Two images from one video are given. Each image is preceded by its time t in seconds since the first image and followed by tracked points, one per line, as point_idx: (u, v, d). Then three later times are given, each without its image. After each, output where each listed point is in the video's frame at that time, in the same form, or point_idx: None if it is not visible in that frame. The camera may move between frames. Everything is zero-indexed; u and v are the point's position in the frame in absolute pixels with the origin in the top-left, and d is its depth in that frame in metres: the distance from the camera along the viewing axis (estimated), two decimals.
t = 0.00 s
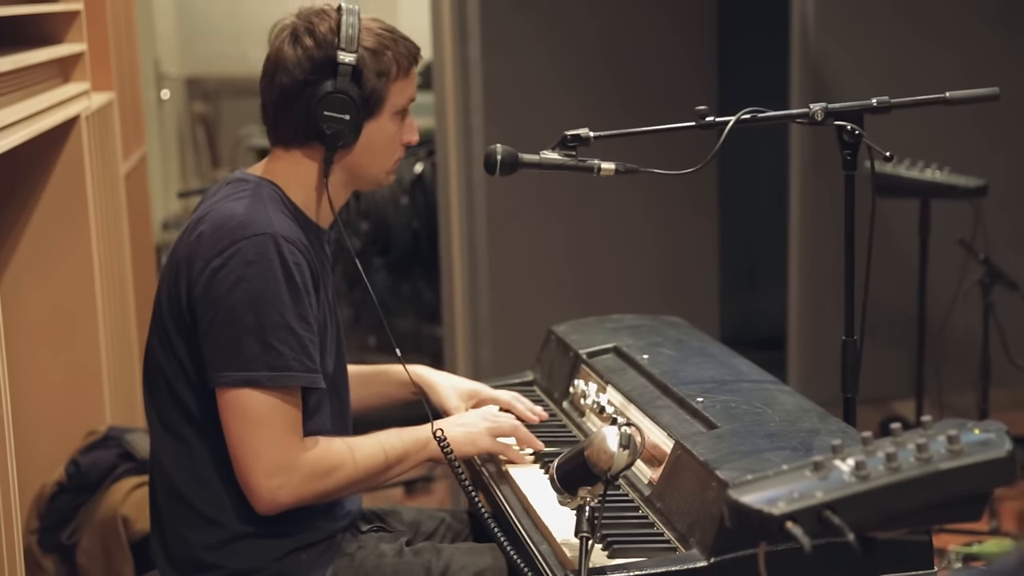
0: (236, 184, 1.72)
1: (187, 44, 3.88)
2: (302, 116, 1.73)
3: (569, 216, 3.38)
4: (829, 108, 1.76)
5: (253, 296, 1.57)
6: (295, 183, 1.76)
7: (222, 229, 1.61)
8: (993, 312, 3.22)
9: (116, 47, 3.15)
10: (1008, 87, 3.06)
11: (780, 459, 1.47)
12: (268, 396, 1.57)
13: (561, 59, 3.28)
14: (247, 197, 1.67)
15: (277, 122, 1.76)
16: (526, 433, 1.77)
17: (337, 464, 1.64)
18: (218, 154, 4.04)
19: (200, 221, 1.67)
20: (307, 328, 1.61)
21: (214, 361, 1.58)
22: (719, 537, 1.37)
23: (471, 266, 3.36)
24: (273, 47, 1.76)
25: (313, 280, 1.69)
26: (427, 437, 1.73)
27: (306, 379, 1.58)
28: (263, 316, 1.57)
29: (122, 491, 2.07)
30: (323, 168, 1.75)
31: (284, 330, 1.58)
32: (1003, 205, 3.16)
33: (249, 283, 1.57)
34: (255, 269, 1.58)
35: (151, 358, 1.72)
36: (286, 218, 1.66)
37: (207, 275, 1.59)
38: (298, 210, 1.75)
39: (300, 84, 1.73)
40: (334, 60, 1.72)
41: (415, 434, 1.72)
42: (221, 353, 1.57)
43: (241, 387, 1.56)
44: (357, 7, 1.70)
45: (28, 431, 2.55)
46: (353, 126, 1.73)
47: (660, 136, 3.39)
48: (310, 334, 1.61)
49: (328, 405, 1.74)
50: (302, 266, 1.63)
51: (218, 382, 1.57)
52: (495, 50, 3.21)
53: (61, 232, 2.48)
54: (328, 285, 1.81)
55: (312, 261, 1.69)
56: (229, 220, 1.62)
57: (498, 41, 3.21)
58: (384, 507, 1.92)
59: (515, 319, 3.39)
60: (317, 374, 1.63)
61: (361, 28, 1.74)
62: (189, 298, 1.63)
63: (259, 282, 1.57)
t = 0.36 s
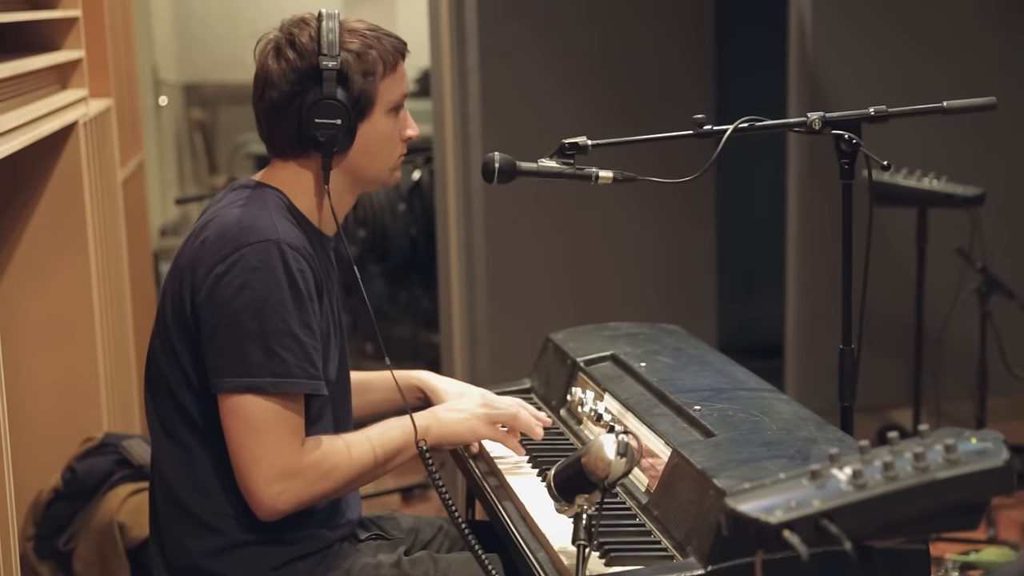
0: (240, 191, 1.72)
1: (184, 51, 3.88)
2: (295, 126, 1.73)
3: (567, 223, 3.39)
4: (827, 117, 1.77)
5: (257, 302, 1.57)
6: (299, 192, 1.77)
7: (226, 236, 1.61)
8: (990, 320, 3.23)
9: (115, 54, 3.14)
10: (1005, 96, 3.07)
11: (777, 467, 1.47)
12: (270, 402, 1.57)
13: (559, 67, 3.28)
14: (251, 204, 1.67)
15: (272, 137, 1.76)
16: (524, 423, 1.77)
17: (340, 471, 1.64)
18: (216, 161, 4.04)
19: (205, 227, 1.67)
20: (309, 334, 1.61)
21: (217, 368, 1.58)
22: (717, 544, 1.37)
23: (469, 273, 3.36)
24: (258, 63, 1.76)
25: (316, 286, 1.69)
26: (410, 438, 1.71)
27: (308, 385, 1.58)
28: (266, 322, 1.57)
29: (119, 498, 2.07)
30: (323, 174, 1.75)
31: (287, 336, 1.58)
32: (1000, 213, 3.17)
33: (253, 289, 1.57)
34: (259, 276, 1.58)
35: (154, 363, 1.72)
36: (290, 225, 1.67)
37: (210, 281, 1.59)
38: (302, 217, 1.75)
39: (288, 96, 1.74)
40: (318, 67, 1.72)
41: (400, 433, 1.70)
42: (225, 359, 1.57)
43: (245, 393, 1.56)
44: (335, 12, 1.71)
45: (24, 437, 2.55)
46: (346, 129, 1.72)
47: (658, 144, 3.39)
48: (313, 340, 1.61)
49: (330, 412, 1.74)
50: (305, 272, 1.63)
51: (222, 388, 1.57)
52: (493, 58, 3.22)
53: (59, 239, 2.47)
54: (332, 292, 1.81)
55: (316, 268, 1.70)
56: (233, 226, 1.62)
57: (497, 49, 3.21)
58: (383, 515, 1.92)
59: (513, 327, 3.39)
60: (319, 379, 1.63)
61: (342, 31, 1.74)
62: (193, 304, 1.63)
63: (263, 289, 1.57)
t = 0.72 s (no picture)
0: (238, 190, 1.72)
1: (186, 51, 3.88)
2: (297, 123, 1.73)
3: (569, 223, 3.38)
4: (830, 117, 1.77)
5: (256, 302, 1.57)
6: (296, 189, 1.77)
7: (224, 235, 1.61)
8: (994, 321, 3.22)
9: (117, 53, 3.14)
10: (1008, 97, 3.07)
11: (779, 467, 1.47)
12: (270, 401, 1.57)
13: (560, 67, 3.28)
14: (250, 203, 1.67)
15: (274, 132, 1.77)
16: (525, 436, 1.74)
17: (340, 470, 1.63)
18: (218, 161, 4.04)
19: (203, 227, 1.67)
20: (309, 333, 1.61)
21: (217, 368, 1.58)
22: (719, 545, 1.37)
23: (471, 273, 3.36)
24: (267, 57, 1.77)
25: (315, 286, 1.69)
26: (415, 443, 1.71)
27: (308, 385, 1.58)
28: (266, 322, 1.57)
29: (121, 498, 2.06)
30: (321, 174, 1.75)
31: (286, 336, 1.58)
32: (1003, 214, 3.16)
33: (252, 289, 1.57)
34: (258, 276, 1.58)
35: (154, 363, 1.72)
36: (289, 224, 1.66)
37: (209, 281, 1.59)
38: (301, 216, 1.75)
39: (293, 91, 1.74)
40: (325, 65, 1.73)
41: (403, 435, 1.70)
42: (224, 359, 1.57)
43: (244, 393, 1.56)
44: (346, 12, 1.71)
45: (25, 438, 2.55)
46: (347, 129, 1.72)
47: (660, 145, 3.39)
48: (313, 340, 1.61)
49: (331, 412, 1.74)
50: (304, 272, 1.63)
51: (221, 388, 1.57)
52: (495, 58, 3.22)
53: (61, 239, 2.47)
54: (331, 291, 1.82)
55: (315, 267, 1.69)
56: (231, 226, 1.62)
57: (499, 49, 3.21)
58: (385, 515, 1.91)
59: (514, 327, 3.38)
60: (319, 379, 1.63)
61: (351, 32, 1.75)
62: (192, 304, 1.63)
63: (261, 288, 1.57)
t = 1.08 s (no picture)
0: (239, 197, 1.72)
1: (186, 58, 3.88)
2: (297, 128, 1.74)
3: (569, 230, 3.39)
4: (829, 124, 1.76)
5: (258, 309, 1.57)
6: (295, 195, 1.77)
7: (226, 242, 1.62)
8: (994, 327, 3.22)
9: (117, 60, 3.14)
10: (1007, 103, 3.07)
11: (780, 474, 1.47)
12: (271, 407, 1.57)
13: (560, 73, 3.28)
14: (252, 210, 1.67)
15: (275, 137, 1.77)
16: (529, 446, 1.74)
17: (341, 476, 1.63)
18: (217, 167, 4.06)
19: (205, 234, 1.67)
20: (310, 340, 1.61)
21: (218, 375, 1.58)
22: (720, 551, 1.38)
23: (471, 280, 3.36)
24: (268, 61, 1.78)
25: (316, 292, 1.69)
26: (413, 450, 1.70)
27: (309, 391, 1.58)
28: (267, 328, 1.57)
29: (121, 505, 2.06)
30: (319, 178, 1.75)
31: (288, 342, 1.58)
32: (1003, 219, 3.17)
33: (253, 295, 1.57)
34: (259, 282, 1.58)
35: (155, 369, 1.72)
36: (291, 231, 1.67)
37: (211, 288, 1.60)
38: (301, 222, 1.76)
39: (294, 96, 1.74)
40: (325, 70, 1.73)
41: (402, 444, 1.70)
42: (226, 365, 1.57)
43: (246, 399, 1.56)
44: (347, 17, 1.72)
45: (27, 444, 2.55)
46: (346, 134, 1.73)
47: (659, 151, 3.39)
48: (314, 346, 1.61)
49: (332, 418, 1.74)
50: (305, 278, 1.63)
51: (223, 395, 1.57)
52: (495, 64, 3.22)
53: (61, 246, 2.47)
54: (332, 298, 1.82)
55: (316, 273, 1.70)
56: (233, 232, 1.62)
57: (499, 56, 3.22)
58: (387, 522, 1.91)
59: (514, 334, 3.39)
60: (321, 386, 1.63)
61: (352, 37, 1.75)
62: (194, 311, 1.63)
63: (263, 295, 1.58)
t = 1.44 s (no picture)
0: (244, 200, 1.72)
1: (184, 60, 3.88)
2: (305, 134, 1.75)
3: (566, 233, 3.39)
4: (827, 127, 1.76)
5: (260, 311, 1.57)
6: (302, 200, 1.78)
7: (229, 244, 1.62)
8: (990, 331, 3.23)
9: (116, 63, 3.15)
10: (1005, 107, 3.07)
11: (778, 477, 1.47)
12: (272, 409, 1.57)
13: (558, 76, 3.29)
14: (254, 212, 1.67)
15: (282, 144, 1.78)
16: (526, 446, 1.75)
17: (341, 478, 1.63)
18: (215, 169, 4.05)
19: (207, 236, 1.67)
20: (311, 343, 1.61)
21: (220, 376, 1.58)
22: (717, 554, 1.38)
23: (469, 283, 3.36)
24: (277, 68, 1.79)
25: (317, 295, 1.69)
26: (410, 450, 1.70)
27: (310, 394, 1.58)
28: (269, 330, 1.57)
29: (118, 507, 2.06)
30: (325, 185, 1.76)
31: (290, 344, 1.58)
32: (1000, 223, 3.17)
33: (256, 297, 1.58)
34: (262, 284, 1.58)
35: (155, 371, 1.72)
36: (293, 234, 1.67)
37: (213, 289, 1.60)
38: (307, 227, 1.76)
39: (302, 102, 1.76)
40: (334, 78, 1.75)
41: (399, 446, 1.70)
42: (228, 367, 1.58)
43: (247, 401, 1.56)
44: (357, 26, 1.74)
45: (26, 446, 2.55)
46: (354, 142, 1.74)
47: (657, 154, 3.40)
48: (315, 349, 1.62)
49: (330, 420, 1.74)
50: (307, 281, 1.64)
51: (224, 397, 1.57)
52: (493, 67, 3.22)
53: (60, 247, 2.47)
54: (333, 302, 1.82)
55: (317, 276, 1.70)
56: (236, 234, 1.62)
57: (497, 58, 3.22)
58: (385, 525, 1.91)
59: (512, 336, 3.39)
60: (321, 389, 1.63)
61: (362, 46, 1.77)
62: (196, 312, 1.64)
63: (265, 297, 1.58)
